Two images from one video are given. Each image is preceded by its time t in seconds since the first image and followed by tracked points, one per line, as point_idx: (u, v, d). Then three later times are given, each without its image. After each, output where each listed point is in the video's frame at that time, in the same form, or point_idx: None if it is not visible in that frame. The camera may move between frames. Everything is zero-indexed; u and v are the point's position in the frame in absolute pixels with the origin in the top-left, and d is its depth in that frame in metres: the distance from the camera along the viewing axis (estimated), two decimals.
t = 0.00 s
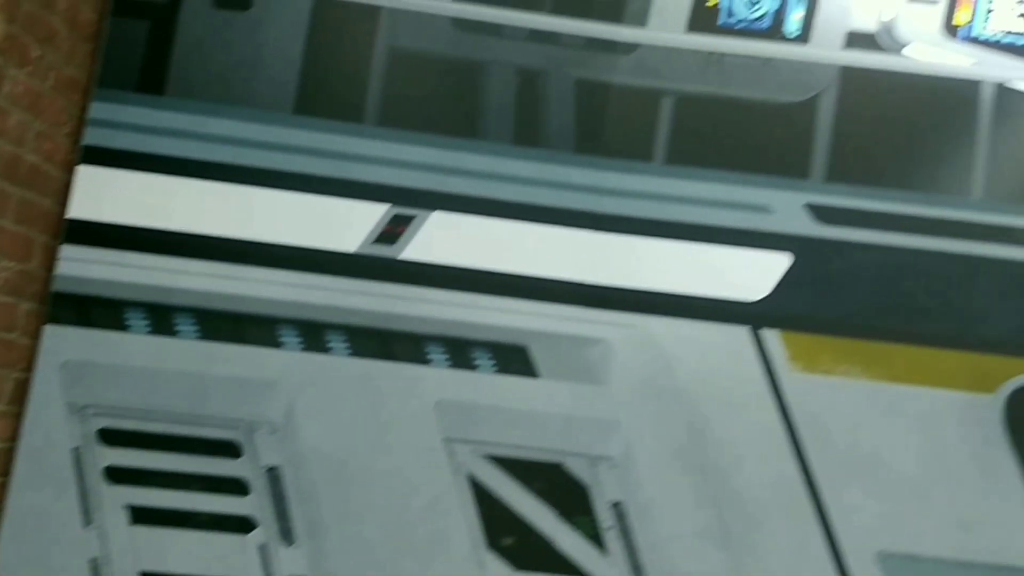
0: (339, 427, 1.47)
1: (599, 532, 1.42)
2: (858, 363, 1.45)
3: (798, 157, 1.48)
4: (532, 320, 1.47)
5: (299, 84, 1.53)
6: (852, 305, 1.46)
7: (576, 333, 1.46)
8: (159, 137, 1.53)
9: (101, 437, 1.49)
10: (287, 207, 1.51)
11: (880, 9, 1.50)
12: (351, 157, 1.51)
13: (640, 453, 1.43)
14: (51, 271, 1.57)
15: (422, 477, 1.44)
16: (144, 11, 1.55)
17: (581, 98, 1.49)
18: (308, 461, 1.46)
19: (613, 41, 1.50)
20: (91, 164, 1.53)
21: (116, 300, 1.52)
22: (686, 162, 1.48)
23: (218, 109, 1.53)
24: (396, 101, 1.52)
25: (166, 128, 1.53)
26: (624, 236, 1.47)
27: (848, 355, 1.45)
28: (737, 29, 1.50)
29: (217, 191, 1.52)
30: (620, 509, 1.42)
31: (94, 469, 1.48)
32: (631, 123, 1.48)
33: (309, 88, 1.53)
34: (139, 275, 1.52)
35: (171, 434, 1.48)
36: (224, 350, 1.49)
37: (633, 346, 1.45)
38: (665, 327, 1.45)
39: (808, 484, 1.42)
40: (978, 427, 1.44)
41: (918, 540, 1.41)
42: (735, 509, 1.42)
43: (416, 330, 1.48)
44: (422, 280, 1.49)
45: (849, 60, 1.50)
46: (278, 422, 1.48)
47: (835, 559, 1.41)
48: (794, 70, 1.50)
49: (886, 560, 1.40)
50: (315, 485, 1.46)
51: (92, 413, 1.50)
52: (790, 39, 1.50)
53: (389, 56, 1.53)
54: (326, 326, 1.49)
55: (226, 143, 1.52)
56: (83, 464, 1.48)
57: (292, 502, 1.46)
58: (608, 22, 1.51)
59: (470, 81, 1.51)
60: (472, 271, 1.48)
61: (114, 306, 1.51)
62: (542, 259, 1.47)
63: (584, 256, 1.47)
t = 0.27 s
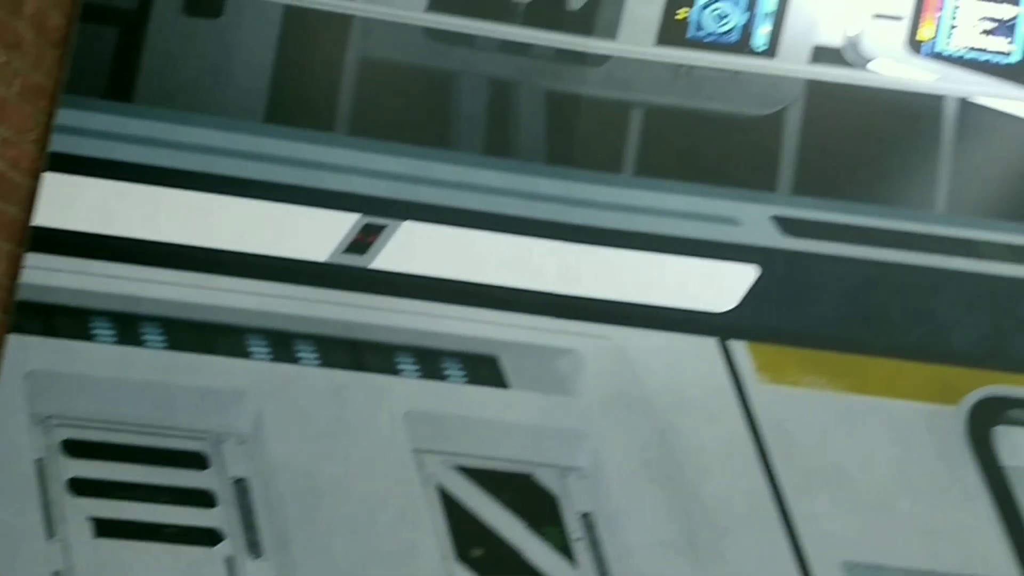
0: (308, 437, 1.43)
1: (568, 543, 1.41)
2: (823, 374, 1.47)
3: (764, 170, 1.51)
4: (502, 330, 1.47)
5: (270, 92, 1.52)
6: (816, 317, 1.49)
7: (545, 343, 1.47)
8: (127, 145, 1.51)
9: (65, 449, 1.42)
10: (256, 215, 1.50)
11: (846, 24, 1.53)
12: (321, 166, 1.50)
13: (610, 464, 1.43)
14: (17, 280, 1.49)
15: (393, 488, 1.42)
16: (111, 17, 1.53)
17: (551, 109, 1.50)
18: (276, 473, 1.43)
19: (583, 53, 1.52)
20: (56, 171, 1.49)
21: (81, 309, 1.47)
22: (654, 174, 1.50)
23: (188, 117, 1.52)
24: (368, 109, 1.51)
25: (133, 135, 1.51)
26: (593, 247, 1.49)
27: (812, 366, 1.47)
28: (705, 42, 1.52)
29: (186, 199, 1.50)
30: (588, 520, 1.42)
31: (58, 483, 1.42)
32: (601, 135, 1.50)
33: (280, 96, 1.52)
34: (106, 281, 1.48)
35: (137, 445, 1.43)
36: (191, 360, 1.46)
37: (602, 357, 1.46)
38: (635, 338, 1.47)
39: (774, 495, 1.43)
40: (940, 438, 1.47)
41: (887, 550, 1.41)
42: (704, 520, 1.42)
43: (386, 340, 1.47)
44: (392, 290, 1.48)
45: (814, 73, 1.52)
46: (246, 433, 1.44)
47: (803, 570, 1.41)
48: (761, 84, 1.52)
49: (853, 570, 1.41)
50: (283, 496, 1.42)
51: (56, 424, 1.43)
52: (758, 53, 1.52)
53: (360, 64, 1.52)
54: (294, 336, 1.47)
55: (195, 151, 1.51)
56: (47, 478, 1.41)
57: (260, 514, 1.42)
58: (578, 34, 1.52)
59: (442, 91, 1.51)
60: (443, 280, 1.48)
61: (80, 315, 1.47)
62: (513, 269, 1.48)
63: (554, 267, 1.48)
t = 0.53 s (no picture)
0: (276, 448, 1.41)
1: (538, 554, 1.40)
2: (790, 385, 1.49)
3: (731, 183, 1.53)
4: (471, 340, 1.48)
5: (240, 100, 1.51)
6: (782, 329, 1.51)
7: (514, 353, 1.47)
8: (94, 152, 1.49)
9: (28, 458, 1.38)
10: (225, 224, 1.49)
11: (812, 38, 1.55)
12: (291, 175, 1.50)
13: (578, 474, 1.43)
14: None
15: (362, 499, 1.40)
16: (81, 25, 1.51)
17: (521, 120, 1.51)
18: (243, 484, 1.40)
19: (553, 64, 1.53)
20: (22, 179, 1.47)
21: (47, 318, 1.44)
22: (623, 186, 1.51)
23: (156, 125, 1.50)
24: (338, 118, 1.51)
25: (100, 143, 1.49)
26: (562, 258, 1.50)
27: (780, 376, 1.49)
28: (675, 55, 1.53)
29: (154, 207, 1.48)
30: (558, 531, 1.41)
31: (21, 494, 1.36)
32: (570, 146, 1.51)
33: (250, 104, 1.51)
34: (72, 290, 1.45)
35: (103, 455, 1.39)
36: (157, 370, 1.43)
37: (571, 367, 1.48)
38: (603, 348, 1.48)
39: (741, 505, 1.44)
40: (905, 448, 1.48)
41: (854, 559, 1.42)
42: (673, 530, 1.42)
43: (355, 350, 1.47)
44: (362, 300, 1.48)
45: (781, 87, 1.54)
46: (213, 443, 1.42)
47: None
48: (729, 96, 1.53)
49: None
50: (250, 507, 1.39)
51: (21, 434, 1.39)
52: (726, 66, 1.54)
53: (330, 74, 1.52)
54: (263, 346, 1.46)
55: (163, 159, 1.50)
56: (9, 489, 1.36)
57: (226, 525, 1.39)
58: (548, 46, 1.53)
59: (412, 100, 1.51)
60: (412, 290, 1.48)
61: (45, 324, 1.44)
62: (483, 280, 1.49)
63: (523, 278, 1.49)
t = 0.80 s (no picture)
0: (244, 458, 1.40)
1: (508, 563, 1.39)
2: (756, 394, 1.51)
3: (702, 193, 1.54)
4: (442, 348, 1.48)
5: (210, 107, 1.50)
6: (748, 338, 1.53)
7: (485, 361, 1.48)
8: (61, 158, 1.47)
9: None
10: (195, 232, 1.47)
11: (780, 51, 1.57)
12: (261, 182, 1.49)
13: (548, 483, 1.44)
14: None
15: (331, 509, 1.38)
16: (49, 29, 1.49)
17: (493, 130, 1.52)
18: (211, 494, 1.38)
19: (525, 74, 1.53)
20: None
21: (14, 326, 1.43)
22: (595, 196, 1.52)
23: (124, 131, 1.48)
24: (310, 125, 1.50)
25: (67, 149, 1.47)
26: (534, 267, 1.50)
27: (746, 385, 1.51)
28: (644, 66, 1.55)
29: (122, 214, 1.46)
30: (528, 540, 1.41)
31: None
32: (542, 156, 1.52)
33: (220, 111, 1.50)
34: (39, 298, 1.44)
35: (67, 466, 1.37)
36: (125, 379, 1.42)
37: (541, 376, 1.49)
38: (573, 356, 1.50)
39: (709, 513, 1.44)
40: (870, 456, 1.50)
41: (821, 567, 1.44)
42: (642, 538, 1.42)
43: (325, 359, 1.47)
44: (333, 308, 1.48)
45: (750, 99, 1.56)
46: (181, 453, 1.40)
47: None
48: (699, 107, 1.55)
49: None
50: (217, 518, 1.37)
51: None
52: (695, 78, 1.55)
53: (302, 81, 1.51)
54: (233, 354, 1.46)
55: (132, 166, 1.48)
56: None
57: (193, 536, 1.37)
58: (519, 56, 1.54)
59: (384, 109, 1.51)
60: (383, 299, 1.49)
61: (11, 333, 1.42)
62: (454, 288, 1.50)
63: (494, 287, 1.50)
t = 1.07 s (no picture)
0: (212, 466, 1.38)
1: (477, 571, 1.39)
2: (726, 401, 1.52)
3: (673, 201, 1.55)
4: (413, 355, 1.48)
5: (179, 112, 1.48)
6: (719, 346, 1.54)
7: (457, 369, 1.48)
8: (27, 163, 1.45)
9: None
10: (164, 238, 1.46)
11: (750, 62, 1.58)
12: (231, 189, 1.48)
13: (519, 491, 1.44)
14: None
15: (300, 517, 1.37)
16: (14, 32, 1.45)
17: (466, 137, 1.52)
18: (178, 503, 1.37)
19: (497, 82, 1.54)
20: None
21: None
22: (566, 204, 1.53)
23: (92, 136, 1.46)
24: (280, 131, 1.49)
25: (34, 153, 1.45)
26: (506, 275, 1.51)
27: (715, 392, 1.52)
28: (615, 75, 1.55)
29: (90, 220, 1.45)
30: (497, 548, 1.41)
31: None
32: (514, 164, 1.52)
33: (189, 116, 1.48)
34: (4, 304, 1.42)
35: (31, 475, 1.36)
36: (91, 387, 1.39)
37: (512, 383, 1.49)
38: (544, 364, 1.50)
39: (678, 520, 1.45)
40: (836, 462, 1.52)
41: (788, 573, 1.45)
42: (611, 545, 1.43)
43: (295, 366, 1.45)
44: (303, 315, 1.47)
45: (720, 109, 1.57)
46: (148, 462, 1.38)
47: None
48: (671, 117, 1.56)
49: None
50: (183, 527, 1.36)
51: None
52: (665, 87, 1.56)
53: (273, 87, 1.50)
54: (201, 361, 1.44)
55: (100, 171, 1.46)
56: None
57: (160, 545, 1.35)
58: (491, 64, 1.54)
59: (355, 115, 1.50)
60: (354, 305, 1.48)
61: None
62: (425, 295, 1.50)
63: (466, 294, 1.50)
